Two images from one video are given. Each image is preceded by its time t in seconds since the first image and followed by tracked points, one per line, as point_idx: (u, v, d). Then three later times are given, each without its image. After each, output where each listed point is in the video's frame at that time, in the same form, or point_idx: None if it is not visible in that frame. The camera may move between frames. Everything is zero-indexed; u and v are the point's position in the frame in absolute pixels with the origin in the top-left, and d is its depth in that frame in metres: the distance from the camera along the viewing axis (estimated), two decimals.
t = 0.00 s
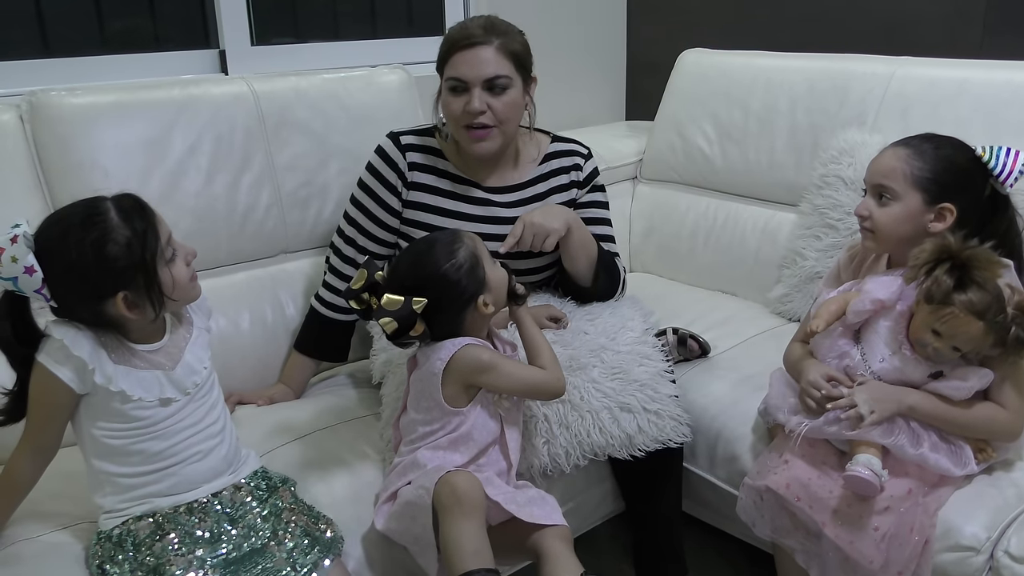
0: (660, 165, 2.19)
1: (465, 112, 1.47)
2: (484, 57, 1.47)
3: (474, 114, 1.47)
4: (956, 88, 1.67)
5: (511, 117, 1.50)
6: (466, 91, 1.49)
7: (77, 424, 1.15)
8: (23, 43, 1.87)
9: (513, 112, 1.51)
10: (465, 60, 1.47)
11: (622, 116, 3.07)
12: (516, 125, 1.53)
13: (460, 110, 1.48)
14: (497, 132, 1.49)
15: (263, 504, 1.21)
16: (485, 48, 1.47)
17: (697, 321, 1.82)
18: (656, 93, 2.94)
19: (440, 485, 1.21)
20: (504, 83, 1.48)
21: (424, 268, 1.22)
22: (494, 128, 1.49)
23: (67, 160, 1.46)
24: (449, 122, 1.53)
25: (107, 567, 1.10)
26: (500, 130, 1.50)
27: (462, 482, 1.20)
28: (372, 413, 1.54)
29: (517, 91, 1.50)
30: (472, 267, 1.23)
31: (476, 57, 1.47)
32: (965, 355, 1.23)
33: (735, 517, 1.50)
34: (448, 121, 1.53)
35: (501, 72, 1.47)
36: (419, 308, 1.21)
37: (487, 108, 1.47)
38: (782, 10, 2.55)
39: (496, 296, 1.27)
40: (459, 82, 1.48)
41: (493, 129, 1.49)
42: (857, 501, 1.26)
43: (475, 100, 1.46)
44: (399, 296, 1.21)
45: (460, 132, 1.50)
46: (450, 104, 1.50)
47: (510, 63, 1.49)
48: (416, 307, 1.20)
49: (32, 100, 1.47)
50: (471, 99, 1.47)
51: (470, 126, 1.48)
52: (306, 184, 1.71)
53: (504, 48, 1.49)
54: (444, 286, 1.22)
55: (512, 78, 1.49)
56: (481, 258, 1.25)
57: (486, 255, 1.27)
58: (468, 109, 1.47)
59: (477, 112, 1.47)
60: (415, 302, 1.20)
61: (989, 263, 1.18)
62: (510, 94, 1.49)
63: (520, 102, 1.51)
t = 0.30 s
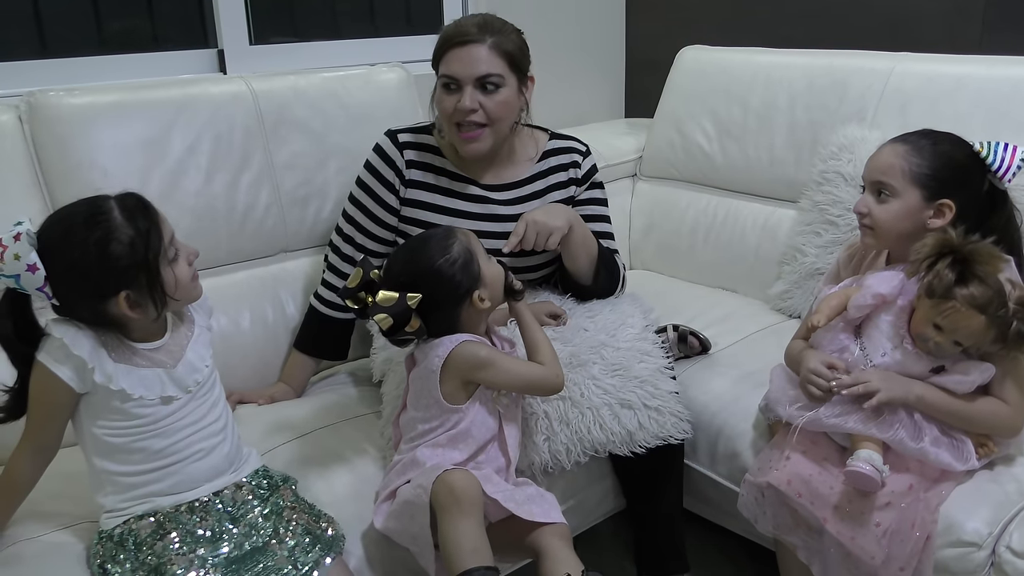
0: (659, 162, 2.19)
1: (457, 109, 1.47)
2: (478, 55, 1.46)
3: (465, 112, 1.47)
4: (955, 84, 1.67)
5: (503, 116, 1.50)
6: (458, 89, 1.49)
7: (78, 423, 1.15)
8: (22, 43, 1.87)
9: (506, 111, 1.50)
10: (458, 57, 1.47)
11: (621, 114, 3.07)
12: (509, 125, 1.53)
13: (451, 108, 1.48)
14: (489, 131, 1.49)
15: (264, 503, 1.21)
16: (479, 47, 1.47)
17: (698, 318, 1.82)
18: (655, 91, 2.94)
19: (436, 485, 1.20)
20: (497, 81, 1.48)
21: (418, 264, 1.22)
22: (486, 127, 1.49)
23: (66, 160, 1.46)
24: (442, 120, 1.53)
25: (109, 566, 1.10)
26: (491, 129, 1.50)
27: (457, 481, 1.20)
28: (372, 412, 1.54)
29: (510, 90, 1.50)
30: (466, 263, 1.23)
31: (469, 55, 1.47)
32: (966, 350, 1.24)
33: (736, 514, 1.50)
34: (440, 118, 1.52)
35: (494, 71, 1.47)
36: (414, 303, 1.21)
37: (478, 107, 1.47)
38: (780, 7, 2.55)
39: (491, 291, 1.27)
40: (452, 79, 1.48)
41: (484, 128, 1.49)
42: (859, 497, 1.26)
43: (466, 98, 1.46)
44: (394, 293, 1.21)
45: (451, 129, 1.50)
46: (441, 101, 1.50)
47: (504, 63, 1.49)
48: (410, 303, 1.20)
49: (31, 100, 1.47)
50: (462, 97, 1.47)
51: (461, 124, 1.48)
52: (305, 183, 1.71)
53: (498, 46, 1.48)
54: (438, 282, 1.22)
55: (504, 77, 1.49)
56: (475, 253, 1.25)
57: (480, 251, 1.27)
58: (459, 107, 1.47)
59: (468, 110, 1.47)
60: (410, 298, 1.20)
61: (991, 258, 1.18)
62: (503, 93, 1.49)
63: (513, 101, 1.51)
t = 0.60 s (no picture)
0: (660, 160, 2.19)
1: (455, 104, 1.47)
2: (477, 50, 1.46)
3: (464, 107, 1.46)
4: (957, 83, 1.66)
5: (503, 112, 1.50)
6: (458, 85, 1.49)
7: (73, 422, 1.15)
8: (23, 42, 1.87)
9: (506, 107, 1.50)
10: (458, 52, 1.47)
11: (622, 112, 3.07)
12: (509, 121, 1.52)
13: (450, 103, 1.48)
14: (488, 127, 1.49)
15: (263, 501, 1.21)
16: (478, 42, 1.47)
17: (699, 316, 1.82)
18: (656, 89, 2.93)
19: (445, 480, 1.21)
20: (496, 77, 1.48)
21: (418, 263, 1.22)
22: (485, 123, 1.48)
23: (67, 157, 1.46)
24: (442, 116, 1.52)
25: (107, 566, 1.11)
26: (491, 125, 1.49)
27: (466, 477, 1.20)
28: (373, 409, 1.54)
29: (509, 85, 1.50)
30: (467, 262, 1.23)
31: (468, 50, 1.47)
32: (968, 348, 1.24)
33: (736, 512, 1.50)
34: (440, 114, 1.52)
35: (493, 66, 1.47)
36: (415, 304, 1.20)
37: (477, 102, 1.47)
38: (782, 6, 2.54)
39: (492, 290, 1.27)
40: (452, 74, 1.48)
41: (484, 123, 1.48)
42: (860, 496, 1.26)
43: (465, 93, 1.46)
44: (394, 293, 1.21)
45: (451, 125, 1.50)
46: (441, 96, 1.50)
47: (503, 58, 1.49)
48: (411, 303, 1.20)
49: (32, 98, 1.47)
50: (461, 92, 1.47)
51: (461, 120, 1.48)
52: (306, 180, 1.71)
53: (497, 42, 1.48)
54: (438, 281, 1.22)
55: (504, 72, 1.49)
56: (475, 252, 1.25)
57: (480, 250, 1.27)
58: (458, 102, 1.46)
59: (467, 105, 1.46)
60: (411, 298, 1.20)
61: (993, 256, 1.18)
62: (502, 88, 1.49)
63: (513, 97, 1.51)
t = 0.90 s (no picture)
0: (666, 159, 2.18)
1: (461, 100, 1.47)
2: (481, 46, 1.47)
3: (470, 103, 1.46)
4: (964, 82, 1.66)
5: (508, 107, 1.49)
6: (463, 81, 1.49)
7: (84, 428, 1.15)
8: (29, 39, 1.87)
9: (511, 102, 1.50)
10: (461, 48, 1.47)
11: (627, 111, 3.06)
12: (514, 117, 1.52)
13: (456, 100, 1.48)
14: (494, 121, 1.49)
15: (271, 500, 1.21)
16: (482, 37, 1.47)
17: (704, 316, 1.82)
18: (661, 88, 2.93)
19: (446, 480, 1.20)
20: (501, 72, 1.48)
21: (427, 262, 1.22)
22: (491, 117, 1.48)
23: (74, 155, 1.47)
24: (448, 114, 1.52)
25: (115, 565, 1.11)
26: (497, 120, 1.49)
27: (468, 477, 1.20)
28: (378, 408, 1.54)
29: (514, 80, 1.49)
30: (475, 260, 1.23)
31: (471, 46, 1.47)
32: (974, 348, 1.23)
33: (741, 512, 1.50)
34: (447, 112, 1.52)
35: (497, 60, 1.47)
36: (422, 302, 1.21)
37: (483, 97, 1.47)
38: (788, 5, 2.54)
39: (500, 289, 1.27)
40: (456, 71, 1.48)
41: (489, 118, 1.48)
42: (865, 496, 1.26)
43: (471, 88, 1.46)
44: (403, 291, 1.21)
45: (457, 122, 1.50)
46: (447, 94, 1.50)
47: (507, 52, 1.48)
48: (418, 300, 1.20)
49: (38, 95, 1.47)
50: (466, 88, 1.47)
51: (466, 115, 1.48)
52: (311, 178, 1.71)
53: (501, 37, 1.48)
54: (446, 279, 1.22)
55: (508, 67, 1.48)
56: (484, 250, 1.25)
57: (489, 247, 1.27)
58: (464, 98, 1.47)
59: (472, 100, 1.46)
60: (417, 296, 1.20)
61: (1000, 256, 1.17)
62: (507, 83, 1.48)
63: (518, 92, 1.50)
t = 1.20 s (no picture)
0: (671, 158, 2.18)
1: (474, 106, 1.46)
2: (490, 51, 1.46)
3: (482, 108, 1.46)
4: (971, 81, 1.65)
5: (519, 110, 1.50)
6: (473, 86, 1.48)
7: (87, 416, 1.15)
8: (35, 38, 1.88)
9: (521, 105, 1.50)
10: (471, 54, 1.47)
11: (633, 110, 3.06)
12: (524, 119, 1.52)
13: (468, 105, 1.47)
14: (507, 125, 1.49)
15: (276, 498, 1.21)
16: (491, 42, 1.47)
17: (709, 315, 1.81)
18: (667, 87, 2.93)
19: (451, 480, 1.21)
20: (511, 75, 1.48)
21: (435, 261, 1.22)
22: (505, 121, 1.48)
23: (79, 154, 1.47)
24: (456, 118, 1.52)
25: (120, 563, 1.11)
26: (509, 123, 1.49)
27: (473, 477, 1.20)
28: (383, 407, 1.54)
29: (524, 84, 1.50)
30: (485, 260, 1.23)
31: (481, 51, 1.46)
32: (980, 348, 1.23)
33: (747, 511, 1.50)
34: (456, 117, 1.52)
35: (507, 65, 1.47)
36: (430, 301, 1.21)
37: (495, 102, 1.46)
38: (794, 4, 2.53)
39: (508, 291, 1.27)
40: (466, 76, 1.48)
41: (501, 122, 1.48)
42: (871, 495, 1.25)
43: (483, 94, 1.46)
44: (411, 289, 1.22)
45: (469, 127, 1.49)
46: (457, 99, 1.49)
47: (516, 56, 1.49)
48: (427, 300, 1.21)
49: (44, 94, 1.48)
50: (478, 93, 1.46)
51: (478, 120, 1.48)
52: (316, 178, 1.71)
53: (510, 41, 1.48)
54: (455, 279, 1.22)
55: (518, 71, 1.49)
56: (494, 249, 1.25)
57: (499, 248, 1.27)
58: (476, 103, 1.46)
59: (485, 106, 1.46)
60: (427, 295, 1.21)
61: (1006, 256, 1.17)
62: (517, 86, 1.49)
63: (527, 95, 1.51)
